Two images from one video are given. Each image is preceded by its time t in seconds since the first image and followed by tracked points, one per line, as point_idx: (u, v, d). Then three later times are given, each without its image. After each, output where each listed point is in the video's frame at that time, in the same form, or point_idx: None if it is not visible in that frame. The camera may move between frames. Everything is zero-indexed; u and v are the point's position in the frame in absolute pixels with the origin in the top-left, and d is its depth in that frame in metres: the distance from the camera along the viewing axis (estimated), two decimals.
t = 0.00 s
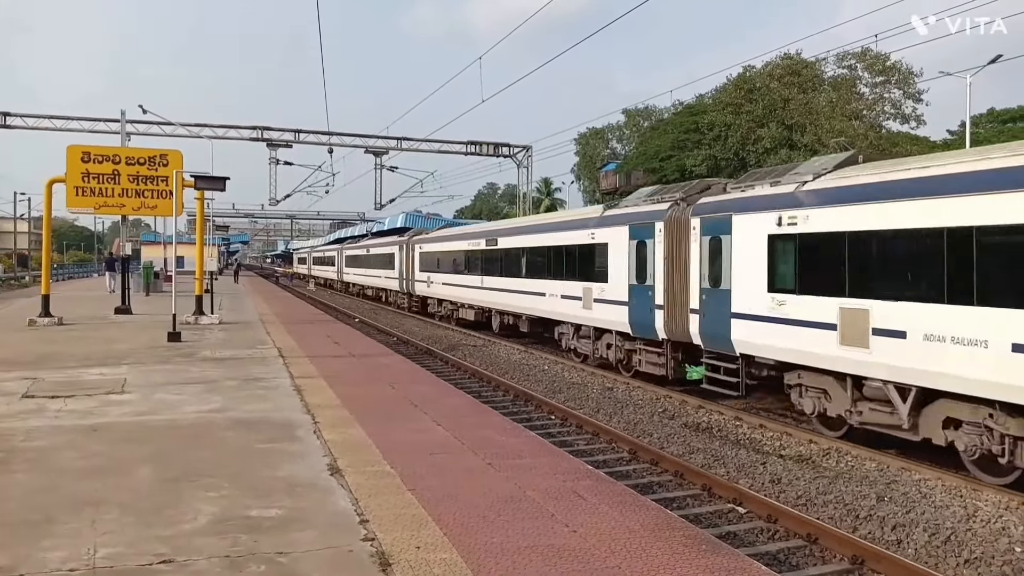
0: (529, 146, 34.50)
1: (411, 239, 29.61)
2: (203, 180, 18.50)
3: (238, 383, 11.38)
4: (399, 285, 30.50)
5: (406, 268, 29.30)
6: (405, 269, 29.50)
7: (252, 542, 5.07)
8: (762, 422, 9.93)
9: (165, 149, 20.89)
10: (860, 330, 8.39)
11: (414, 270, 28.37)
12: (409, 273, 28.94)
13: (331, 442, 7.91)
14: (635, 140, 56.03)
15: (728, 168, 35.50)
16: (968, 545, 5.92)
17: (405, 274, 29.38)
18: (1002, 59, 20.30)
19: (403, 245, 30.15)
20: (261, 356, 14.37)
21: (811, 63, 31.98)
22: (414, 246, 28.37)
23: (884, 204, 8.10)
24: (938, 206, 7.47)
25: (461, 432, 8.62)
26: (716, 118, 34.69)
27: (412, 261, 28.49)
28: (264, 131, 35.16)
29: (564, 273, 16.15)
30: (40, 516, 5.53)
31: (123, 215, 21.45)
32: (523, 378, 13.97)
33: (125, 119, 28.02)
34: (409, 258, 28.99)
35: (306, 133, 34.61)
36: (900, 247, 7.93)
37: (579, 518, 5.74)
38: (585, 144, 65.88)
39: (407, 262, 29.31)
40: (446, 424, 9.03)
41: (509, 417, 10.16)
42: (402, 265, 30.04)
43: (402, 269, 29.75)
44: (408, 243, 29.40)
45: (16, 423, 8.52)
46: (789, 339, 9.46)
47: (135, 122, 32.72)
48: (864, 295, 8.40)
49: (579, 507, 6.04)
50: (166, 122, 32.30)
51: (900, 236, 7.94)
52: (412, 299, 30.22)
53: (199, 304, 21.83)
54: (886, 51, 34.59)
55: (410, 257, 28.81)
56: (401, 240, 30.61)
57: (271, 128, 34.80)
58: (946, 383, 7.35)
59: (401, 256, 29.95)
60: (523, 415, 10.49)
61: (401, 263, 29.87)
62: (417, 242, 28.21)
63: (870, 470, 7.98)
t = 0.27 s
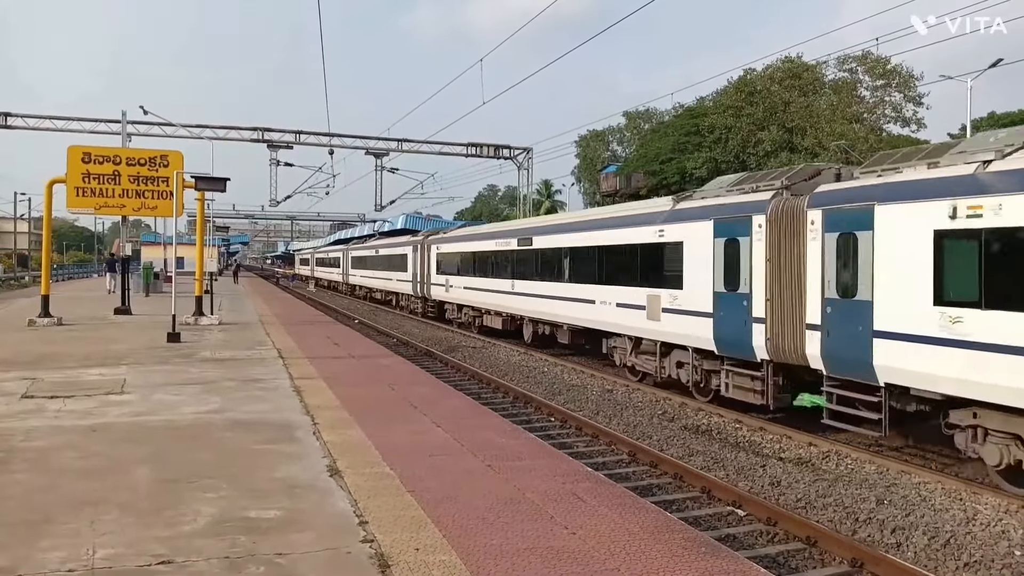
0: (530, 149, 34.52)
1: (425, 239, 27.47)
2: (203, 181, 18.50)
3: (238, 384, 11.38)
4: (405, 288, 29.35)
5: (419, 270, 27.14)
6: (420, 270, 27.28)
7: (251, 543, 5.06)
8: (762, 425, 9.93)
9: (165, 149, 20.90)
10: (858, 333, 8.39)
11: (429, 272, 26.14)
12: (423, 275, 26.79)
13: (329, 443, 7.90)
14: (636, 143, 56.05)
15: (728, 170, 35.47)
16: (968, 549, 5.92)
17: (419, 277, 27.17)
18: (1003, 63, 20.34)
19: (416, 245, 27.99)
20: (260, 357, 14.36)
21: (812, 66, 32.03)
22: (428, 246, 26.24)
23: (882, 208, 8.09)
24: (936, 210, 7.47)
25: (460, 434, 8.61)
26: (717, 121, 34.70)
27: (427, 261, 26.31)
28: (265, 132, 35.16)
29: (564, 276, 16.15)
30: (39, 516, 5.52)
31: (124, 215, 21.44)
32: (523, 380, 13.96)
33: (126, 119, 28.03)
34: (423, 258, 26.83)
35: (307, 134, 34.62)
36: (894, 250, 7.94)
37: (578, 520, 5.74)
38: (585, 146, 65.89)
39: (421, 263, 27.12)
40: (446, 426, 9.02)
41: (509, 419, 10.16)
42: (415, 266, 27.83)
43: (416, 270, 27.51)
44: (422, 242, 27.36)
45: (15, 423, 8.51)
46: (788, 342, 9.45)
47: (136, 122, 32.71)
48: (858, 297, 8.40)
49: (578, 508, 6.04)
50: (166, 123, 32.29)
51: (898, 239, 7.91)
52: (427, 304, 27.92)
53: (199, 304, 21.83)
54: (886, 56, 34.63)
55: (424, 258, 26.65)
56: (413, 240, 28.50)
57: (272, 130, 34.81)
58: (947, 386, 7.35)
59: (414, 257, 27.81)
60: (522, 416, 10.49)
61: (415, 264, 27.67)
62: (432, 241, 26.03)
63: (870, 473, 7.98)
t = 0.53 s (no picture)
0: (531, 149, 34.52)
1: (443, 237, 25.12)
2: (205, 181, 18.51)
3: (239, 384, 11.38)
4: (406, 288, 29.37)
5: (439, 271, 24.84)
6: (439, 272, 24.92)
7: (252, 543, 5.07)
8: (763, 425, 9.93)
9: (167, 149, 20.91)
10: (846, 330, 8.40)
11: (450, 273, 23.72)
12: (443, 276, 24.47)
13: (330, 443, 7.91)
14: (637, 143, 56.03)
15: (730, 170, 35.43)
16: (970, 549, 5.91)
17: (438, 278, 24.84)
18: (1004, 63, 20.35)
19: (433, 243, 25.63)
20: (261, 357, 14.36)
21: (813, 67, 32.01)
22: (448, 244, 23.83)
23: (873, 208, 8.08)
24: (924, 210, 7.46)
25: (461, 434, 8.61)
26: (718, 121, 34.67)
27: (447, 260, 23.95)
28: (266, 132, 35.14)
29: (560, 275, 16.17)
30: (41, 516, 5.53)
31: (125, 215, 21.44)
32: (524, 380, 13.96)
33: (127, 119, 28.07)
34: (443, 258, 24.53)
35: (308, 134, 34.62)
36: (881, 246, 7.93)
37: (581, 520, 5.74)
38: (586, 146, 65.86)
39: (440, 263, 24.75)
40: (447, 426, 9.02)
41: (510, 419, 10.16)
42: (433, 266, 25.45)
43: (435, 271, 25.21)
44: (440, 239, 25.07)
45: (16, 423, 8.51)
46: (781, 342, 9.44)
47: (137, 122, 32.72)
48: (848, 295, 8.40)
49: (580, 508, 6.04)
50: (167, 123, 32.31)
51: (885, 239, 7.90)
52: (446, 309, 25.50)
53: (200, 304, 21.85)
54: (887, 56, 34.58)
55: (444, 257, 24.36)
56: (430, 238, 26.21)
57: (273, 130, 34.80)
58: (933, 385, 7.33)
59: (433, 256, 25.51)
60: (523, 417, 10.50)
61: (434, 264, 25.32)
62: (452, 239, 23.61)
63: (871, 473, 7.98)
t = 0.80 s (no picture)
0: (534, 148, 34.54)
1: (468, 235, 22.92)
2: (208, 181, 18.54)
3: (243, 384, 11.40)
4: (410, 289, 29.40)
5: (462, 272, 22.64)
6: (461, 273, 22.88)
7: (257, 544, 5.08)
8: (767, 424, 9.92)
9: (170, 150, 20.97)
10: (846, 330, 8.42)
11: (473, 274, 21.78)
12: (469, 278, 22.29)
13: (334, 443, 7.92)
14: (640, 142, 56.02)
15: (733, 169, 35.38)
16: (975, 549, 5.90)
17: (462, 281, 22.56)
18: (1007, 62, 20.35)
19: (454, 242, 23.64)
20: (265, 357, 14.37)
21: (816, 66, 32.03)
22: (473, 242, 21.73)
23: (874, 208, 8.07)
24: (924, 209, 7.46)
25: (465, 434, 8.62)
26: (720, 120, 34.65)
27: (474, 260, 21.67)
28: (269, 133, 35.17)
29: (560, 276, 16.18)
30: (46, 516, 5.55)
31: (128, 216, 21.48)
32: (527, 380, 13.97)
33: (131, 120, 28.13)
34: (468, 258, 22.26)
35: (311, 135, 34.66)
36: (885, 246, 7.94)
37: (586, 520, 5.74)
38: (589, 145, 65.84)
39: (465, 263, 22.49)
40: (451, 426, 9.03)
41: (513, 419, 10.16)
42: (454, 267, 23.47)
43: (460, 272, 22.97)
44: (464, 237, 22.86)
45: (21, 424, 8.54)
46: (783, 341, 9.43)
47: (141, 123, 32.77)
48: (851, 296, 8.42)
49: (584, 508, 6.05)
50: (171, 124, 32.38)
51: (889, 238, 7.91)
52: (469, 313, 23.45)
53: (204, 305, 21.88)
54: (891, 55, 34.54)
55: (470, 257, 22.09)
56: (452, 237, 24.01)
57: (276, 130, 34.84)
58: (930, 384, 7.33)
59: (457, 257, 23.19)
60: (527, 417, 10.51)
61: (457, 264, 23.15)
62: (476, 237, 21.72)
63: (875, 473, 7.97)
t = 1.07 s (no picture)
0: (538, 148, 34.53)
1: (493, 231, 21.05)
2: (213, 181, 18.57)
3: (247, 384, 11.41)
4: (413, 288, 29.42)
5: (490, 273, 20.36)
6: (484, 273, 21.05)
7: (261, 542, 5.09)
8: (771, 425, 9.90)
9: (175, 149, 21.01)
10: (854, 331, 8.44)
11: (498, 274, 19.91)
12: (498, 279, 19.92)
13: (338, 442, 7.92)
14: (644, 142, 55.97)
15: (737, 170, 35.32)
16: (979, 550, 5.89)
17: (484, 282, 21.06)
18: (1013, 63, 20.32)
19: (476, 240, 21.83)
20: (269, 356, 14.39)
21: (821, 66, 32.06)
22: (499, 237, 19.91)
23: (885, 208, 8.04)
24: (936, 210, 7.44)
25: (468, 434, 8.62)
26: (725, 120, 34.62)
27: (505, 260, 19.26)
28: (274, 132, 35.21)
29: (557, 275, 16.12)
30: (50, 515, 5.56)
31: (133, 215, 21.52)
32: (531, 380, 13.97)
33: (136, 119, 28.19)
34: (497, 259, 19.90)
35: (316, 134, 34.69)
36: (896, 246, 7.91)
37: (589, 520, 5.74)
38: (593, 145, 65.81)
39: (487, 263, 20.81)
40: (455, 426, 9.03)
41: (517, 419, 10.17)
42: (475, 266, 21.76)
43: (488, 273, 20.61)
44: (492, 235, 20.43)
45: (26, 422, 8.56)
46: (792, 342, 9.37)
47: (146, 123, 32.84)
48: (858, 297, 8.44)
49: (588, 508, 6.04)
50: (175, 124, 32.46)
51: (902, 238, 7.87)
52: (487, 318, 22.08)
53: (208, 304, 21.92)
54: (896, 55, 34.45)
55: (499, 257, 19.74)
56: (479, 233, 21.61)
57: (281, 130, 34.88)
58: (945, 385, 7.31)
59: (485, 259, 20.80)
60: (530, 416, 10.51)
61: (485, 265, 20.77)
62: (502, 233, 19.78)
63: (879, 474, 7.95)
